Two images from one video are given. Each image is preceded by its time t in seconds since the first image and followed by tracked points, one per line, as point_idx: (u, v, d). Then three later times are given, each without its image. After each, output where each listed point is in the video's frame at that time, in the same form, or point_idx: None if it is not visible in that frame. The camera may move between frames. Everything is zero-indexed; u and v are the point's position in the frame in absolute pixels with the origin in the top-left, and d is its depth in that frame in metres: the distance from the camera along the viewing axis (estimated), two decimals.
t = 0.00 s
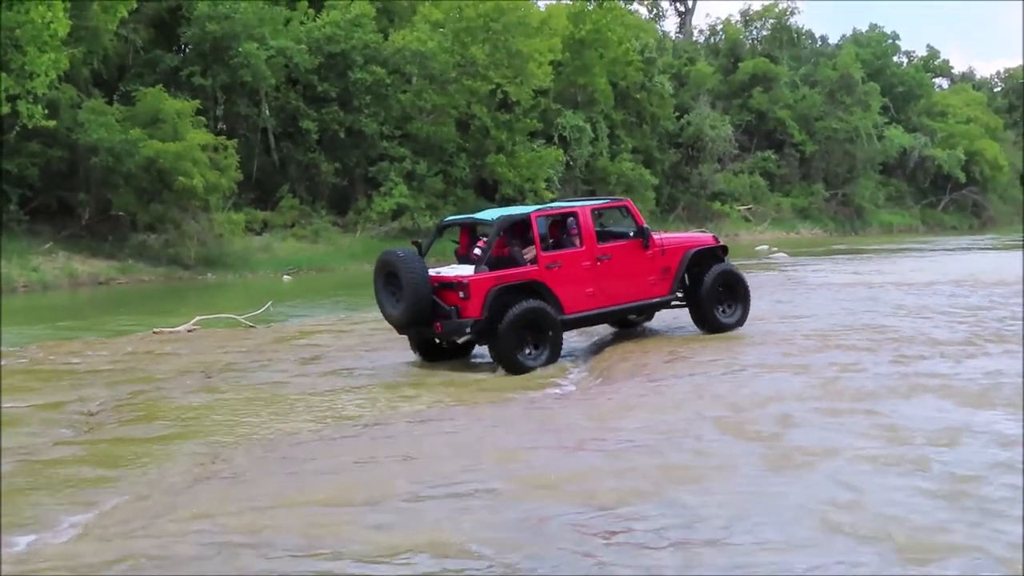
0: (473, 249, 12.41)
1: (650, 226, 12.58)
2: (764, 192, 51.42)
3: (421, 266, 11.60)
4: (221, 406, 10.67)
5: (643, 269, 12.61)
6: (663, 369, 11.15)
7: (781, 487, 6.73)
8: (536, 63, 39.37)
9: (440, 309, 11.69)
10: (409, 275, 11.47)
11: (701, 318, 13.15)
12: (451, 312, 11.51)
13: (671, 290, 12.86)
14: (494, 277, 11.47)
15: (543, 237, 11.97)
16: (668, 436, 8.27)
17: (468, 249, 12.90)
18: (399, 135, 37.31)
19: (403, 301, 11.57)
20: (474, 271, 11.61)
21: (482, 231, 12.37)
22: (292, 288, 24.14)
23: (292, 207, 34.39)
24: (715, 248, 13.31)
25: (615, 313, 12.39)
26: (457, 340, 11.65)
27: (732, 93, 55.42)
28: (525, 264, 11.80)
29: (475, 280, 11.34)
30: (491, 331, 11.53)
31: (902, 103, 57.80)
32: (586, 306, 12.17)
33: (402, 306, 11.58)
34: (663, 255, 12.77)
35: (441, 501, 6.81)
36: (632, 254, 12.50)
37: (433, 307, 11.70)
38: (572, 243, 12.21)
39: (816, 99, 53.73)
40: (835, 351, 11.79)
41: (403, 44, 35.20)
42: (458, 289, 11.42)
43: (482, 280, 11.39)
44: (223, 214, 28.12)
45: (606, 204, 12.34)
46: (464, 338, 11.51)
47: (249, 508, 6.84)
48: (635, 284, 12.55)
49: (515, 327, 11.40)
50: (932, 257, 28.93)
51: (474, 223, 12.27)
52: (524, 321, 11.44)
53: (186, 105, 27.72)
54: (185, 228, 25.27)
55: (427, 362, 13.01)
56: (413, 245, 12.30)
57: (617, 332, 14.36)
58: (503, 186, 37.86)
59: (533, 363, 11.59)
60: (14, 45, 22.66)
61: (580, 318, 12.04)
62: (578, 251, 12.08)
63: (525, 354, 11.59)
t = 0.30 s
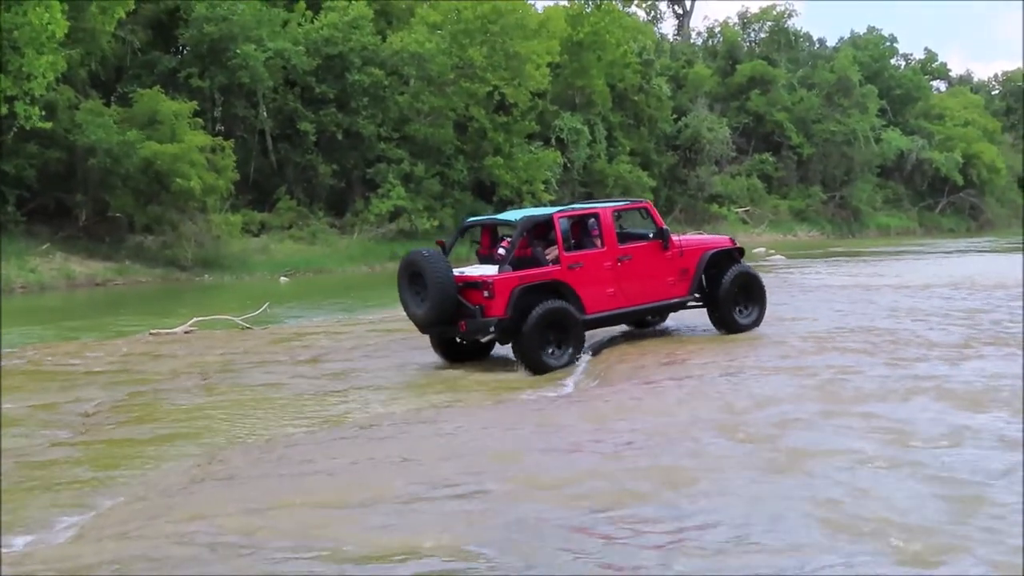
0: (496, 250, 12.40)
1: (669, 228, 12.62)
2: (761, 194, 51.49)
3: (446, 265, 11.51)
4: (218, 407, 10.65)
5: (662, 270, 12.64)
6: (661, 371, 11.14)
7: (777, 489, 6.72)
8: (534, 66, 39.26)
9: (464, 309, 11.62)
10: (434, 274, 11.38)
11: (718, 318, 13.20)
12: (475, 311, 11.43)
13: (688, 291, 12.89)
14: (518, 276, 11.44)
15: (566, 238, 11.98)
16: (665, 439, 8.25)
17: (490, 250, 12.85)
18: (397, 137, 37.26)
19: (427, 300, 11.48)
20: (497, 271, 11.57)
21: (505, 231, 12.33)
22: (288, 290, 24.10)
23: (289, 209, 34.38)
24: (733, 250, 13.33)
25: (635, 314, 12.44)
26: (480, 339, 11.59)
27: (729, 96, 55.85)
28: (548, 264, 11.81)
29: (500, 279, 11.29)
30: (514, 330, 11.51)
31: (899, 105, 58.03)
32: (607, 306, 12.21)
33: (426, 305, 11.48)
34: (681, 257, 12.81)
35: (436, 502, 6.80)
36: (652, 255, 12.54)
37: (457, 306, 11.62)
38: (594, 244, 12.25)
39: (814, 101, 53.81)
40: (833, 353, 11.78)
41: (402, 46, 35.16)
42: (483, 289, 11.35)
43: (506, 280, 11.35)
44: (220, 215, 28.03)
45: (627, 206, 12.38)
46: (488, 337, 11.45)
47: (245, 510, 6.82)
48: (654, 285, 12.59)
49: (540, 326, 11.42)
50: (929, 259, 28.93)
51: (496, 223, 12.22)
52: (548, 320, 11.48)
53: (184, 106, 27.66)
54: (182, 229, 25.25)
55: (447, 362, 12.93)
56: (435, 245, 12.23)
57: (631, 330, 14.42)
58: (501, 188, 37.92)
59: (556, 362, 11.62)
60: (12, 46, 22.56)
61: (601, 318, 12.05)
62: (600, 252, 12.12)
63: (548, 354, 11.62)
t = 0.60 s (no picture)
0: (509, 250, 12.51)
1: (679, 231, 12.69)
2: (751, 198, 51.61)
3: (458, 265, 11.60)
4: (208, 412, 10.60)
5: (671, 272, 12.73)
6: (652, 374, 11.13)
7: (765, 493, 6.72)
8: (524, 70, 39.18)
9: (476, 309, 11.71)
10: (447, 275, 11.47)
11: (725, 322, 13.21)
12: (488, 311, 11.53)
13: (697, 293, 12.94)
14: (530, 278, 11.56)
15: (578, 239, 12.08)
16: (657, 442, 8.25)
17: (501, 249, 13.04)
18: (388, 141, 37.21)
19: (440, 300, 11.56)
20: (509, 272, 11.68)
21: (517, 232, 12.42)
22: (278, 294, 24.00)
23: (280, 212, 34.29)
24: (740, 254, 13.36)
25: (643, 315, 12.53)
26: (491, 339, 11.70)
27: (719, 99, 55.83)
28: (559, 265, 11.94)
29: (513, 280, 11.40)
30: (525, 329, 11.63)
31: (889, 109, 58.44)
32: (616, 308, 12.31)
33: (439, 305, 11.57)
34: (690, 260, 12.86)
35: (425, 507, 6.79)
36: (661, 258, 12.62)
37: (469, 306, 11.70)
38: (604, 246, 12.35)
39: (804, 105, 54.15)
40: (823, 356, 11.78)
41: (393, 50, 35.07)
42: (495, 289, 11.45)
43: (519, 281, 11.46)
44: (210, 219, 27.84)
45: (638, 209, 12.46)
46: (499, 337, 11.57)
47: (233, 514, 6.79)
48: (663, 287, 12.67)
49: (550, 325, 11.55)
50: (918, 262, 28.98)
51: (509, 224, 12.32)
52: (558, 319, 11.63)
53: (174, 110, 27.51)
54: (171, 234, 25.07)
55: (457, 363, 13.00)
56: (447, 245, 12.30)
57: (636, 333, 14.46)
58: (492, 192, 37.92)
59: (566, 360, 11.76)
60: None
61: (610, 319, 12.17)
62: (610, 254, 12.22)
63: (558, 352, 11.76)
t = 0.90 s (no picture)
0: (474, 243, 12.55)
1: (640, 225, 12.77)
2: (705, 197, 52.10)
3: (423, 256, 11.55)
4: (159, 412, 10.44)
5: (633, 266, 12.79)
6: (606, 372, 11.16)
7: (717, 489, 6.77)
8: (479, 69, 39.04)
9: (439, 299, 11.66)
10: (412, 265, 11.41)
11: (688, 318, 13.29)
12: (451, 301, 11.51)
13: (658, 288, 13.01)
14: (494, 267, 11.59)
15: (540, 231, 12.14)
16: (610, 440, 8.26)
17: (465, 244, 13.12)
18: (342, 140, 36.95)
19: (404, 290, 11.50)
20: (473, 262, 11.71)
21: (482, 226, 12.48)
22: (231, 293, 23.71)
23: (232, 212, 34.04)
24: (701, 250, 13.43)
25: (606, 308, 12.57)
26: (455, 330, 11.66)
27: (673, 98, 55.91)
28: (522, 257, 11.96)
29: (477, 270, 11.42)
30: (489, 319, 11.62)
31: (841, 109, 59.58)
32: (578, 300, 12.35)
33: (403, 295, 11.51)
34: (651, 254, 12.92)
35: (378, 505, 6.74)
36: (623, 251, 12.68)
37: (433, 297, 11.66)
38: (567, 239, 12.40)
39: (756, 105, 54.52)
40: (774, 355, 11.90)
41: (347, 49, 34.88)
42: (459, 279, 11.46)
43: (482, 271, 11.48)
44: (163, 218, 27.41)
45: (601, 202, 12.54)
46: (463, 327, 11.54)
47: (184, 514, 6.68)
48: (625, 280, 12.73)
49: (514, 314, 11.55)
50: (867, 261, 29.42)
51: (473, 217, 12.37)
52: (522, 308, 11.63)
53: (125, 107, 26.95)
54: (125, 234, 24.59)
55: (421, 358, 12.92)
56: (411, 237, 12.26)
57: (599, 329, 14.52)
58: (446, 191, 37.81)
59: (530, 350, 11.75)
60: None
61: (573, 311, 12.20)
62: (573, 246, 12.27)
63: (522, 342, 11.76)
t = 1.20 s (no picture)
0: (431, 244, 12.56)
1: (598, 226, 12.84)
2: (656, 199, 52.51)
3: (381, 256, 11.53)
4: (108, 415, 10.27)
5: (590, 267, 12.87)
6: (559, 374, 11.20)
7: (670, 489, 6.82)
8: (432, 70, 38.94)
9: (397, 299, 11.65)
10: (369, 265, 11.39)
11: (643, 318, 13.37)
12: (409, 301, 11.53)
13: (615, 289, 13.09)
14: (451, 268, 11.63)
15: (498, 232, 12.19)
16: (564, 441, 8.29)
17: (423, 244, 13.23)
18: (294, 141, 36.69)
19: (362, 290, 11.49)
20: (430, 263, 11.73)
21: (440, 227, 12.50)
22: (183, 296, 23.37)
23: (183, 213, 33.60)
24: (658, 252, 13.52)
25: (563, 309, 12.63)
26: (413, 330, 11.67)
27: (625, 102, 56.54)
28: (479, 258, 12.00)
29: (434, 271, 11.45)
30: (446, 319, 11.64)
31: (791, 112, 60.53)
32: (535, 301, 12.40)
33: (361, 295, 11.49)
34: (609, 256, 13.01)
35: (331, 508, 6.70)
36: (581, 252, 12.75)
37: (391, 297, 11.65)
38: (525, 240, 12.46)
39: (707, 108, 55.02)
40: (726, 356, 12.01)
41: (298, 49, 34.65)
42: (417, 279, 11.49)
43: (440, 271, 11.51)
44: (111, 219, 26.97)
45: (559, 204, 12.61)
46: (420, 327, 11.56)
47: (133, 519, 6.58)
48: (582, 281, 12.80)
49: (470, 314, 11.58)
50: (817, 263, 29.82)
51: (431, 218, 12.39)
52: (479, 308, 11.66)
53: (71, 107, 26.43)
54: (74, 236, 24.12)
55: (380, 359, 12.92)
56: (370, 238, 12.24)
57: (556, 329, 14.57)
58: (398, 192, 37.64)
59: (486, 350, 11.79)
60: None
61: (530, 311, 12.25)
62: (530, 248, 12.33)
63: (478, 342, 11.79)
